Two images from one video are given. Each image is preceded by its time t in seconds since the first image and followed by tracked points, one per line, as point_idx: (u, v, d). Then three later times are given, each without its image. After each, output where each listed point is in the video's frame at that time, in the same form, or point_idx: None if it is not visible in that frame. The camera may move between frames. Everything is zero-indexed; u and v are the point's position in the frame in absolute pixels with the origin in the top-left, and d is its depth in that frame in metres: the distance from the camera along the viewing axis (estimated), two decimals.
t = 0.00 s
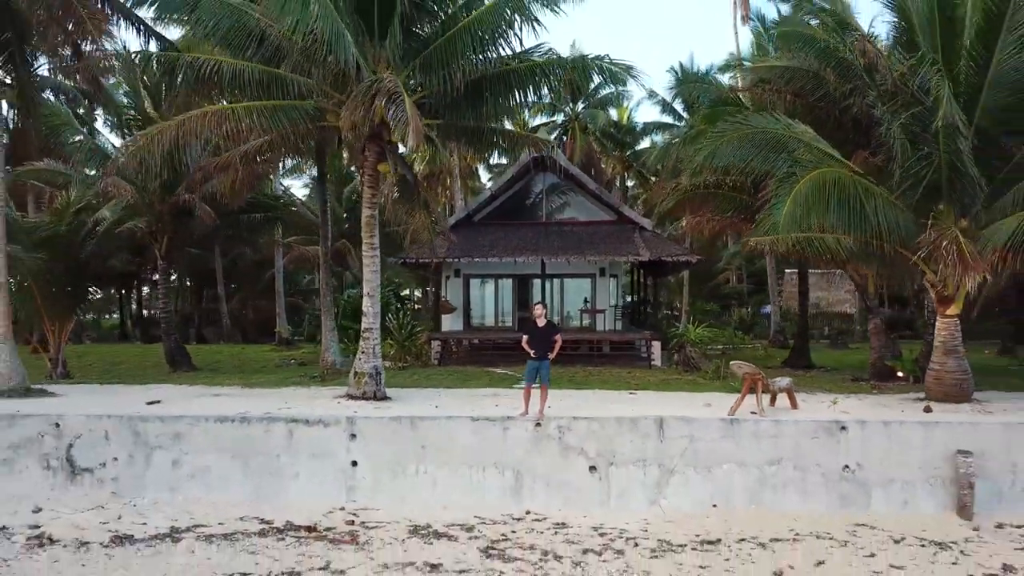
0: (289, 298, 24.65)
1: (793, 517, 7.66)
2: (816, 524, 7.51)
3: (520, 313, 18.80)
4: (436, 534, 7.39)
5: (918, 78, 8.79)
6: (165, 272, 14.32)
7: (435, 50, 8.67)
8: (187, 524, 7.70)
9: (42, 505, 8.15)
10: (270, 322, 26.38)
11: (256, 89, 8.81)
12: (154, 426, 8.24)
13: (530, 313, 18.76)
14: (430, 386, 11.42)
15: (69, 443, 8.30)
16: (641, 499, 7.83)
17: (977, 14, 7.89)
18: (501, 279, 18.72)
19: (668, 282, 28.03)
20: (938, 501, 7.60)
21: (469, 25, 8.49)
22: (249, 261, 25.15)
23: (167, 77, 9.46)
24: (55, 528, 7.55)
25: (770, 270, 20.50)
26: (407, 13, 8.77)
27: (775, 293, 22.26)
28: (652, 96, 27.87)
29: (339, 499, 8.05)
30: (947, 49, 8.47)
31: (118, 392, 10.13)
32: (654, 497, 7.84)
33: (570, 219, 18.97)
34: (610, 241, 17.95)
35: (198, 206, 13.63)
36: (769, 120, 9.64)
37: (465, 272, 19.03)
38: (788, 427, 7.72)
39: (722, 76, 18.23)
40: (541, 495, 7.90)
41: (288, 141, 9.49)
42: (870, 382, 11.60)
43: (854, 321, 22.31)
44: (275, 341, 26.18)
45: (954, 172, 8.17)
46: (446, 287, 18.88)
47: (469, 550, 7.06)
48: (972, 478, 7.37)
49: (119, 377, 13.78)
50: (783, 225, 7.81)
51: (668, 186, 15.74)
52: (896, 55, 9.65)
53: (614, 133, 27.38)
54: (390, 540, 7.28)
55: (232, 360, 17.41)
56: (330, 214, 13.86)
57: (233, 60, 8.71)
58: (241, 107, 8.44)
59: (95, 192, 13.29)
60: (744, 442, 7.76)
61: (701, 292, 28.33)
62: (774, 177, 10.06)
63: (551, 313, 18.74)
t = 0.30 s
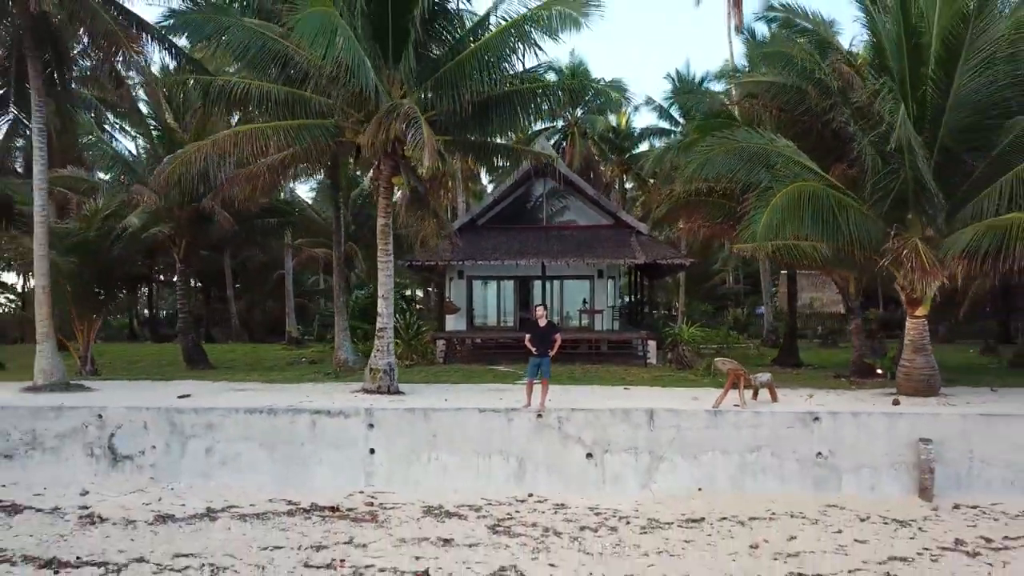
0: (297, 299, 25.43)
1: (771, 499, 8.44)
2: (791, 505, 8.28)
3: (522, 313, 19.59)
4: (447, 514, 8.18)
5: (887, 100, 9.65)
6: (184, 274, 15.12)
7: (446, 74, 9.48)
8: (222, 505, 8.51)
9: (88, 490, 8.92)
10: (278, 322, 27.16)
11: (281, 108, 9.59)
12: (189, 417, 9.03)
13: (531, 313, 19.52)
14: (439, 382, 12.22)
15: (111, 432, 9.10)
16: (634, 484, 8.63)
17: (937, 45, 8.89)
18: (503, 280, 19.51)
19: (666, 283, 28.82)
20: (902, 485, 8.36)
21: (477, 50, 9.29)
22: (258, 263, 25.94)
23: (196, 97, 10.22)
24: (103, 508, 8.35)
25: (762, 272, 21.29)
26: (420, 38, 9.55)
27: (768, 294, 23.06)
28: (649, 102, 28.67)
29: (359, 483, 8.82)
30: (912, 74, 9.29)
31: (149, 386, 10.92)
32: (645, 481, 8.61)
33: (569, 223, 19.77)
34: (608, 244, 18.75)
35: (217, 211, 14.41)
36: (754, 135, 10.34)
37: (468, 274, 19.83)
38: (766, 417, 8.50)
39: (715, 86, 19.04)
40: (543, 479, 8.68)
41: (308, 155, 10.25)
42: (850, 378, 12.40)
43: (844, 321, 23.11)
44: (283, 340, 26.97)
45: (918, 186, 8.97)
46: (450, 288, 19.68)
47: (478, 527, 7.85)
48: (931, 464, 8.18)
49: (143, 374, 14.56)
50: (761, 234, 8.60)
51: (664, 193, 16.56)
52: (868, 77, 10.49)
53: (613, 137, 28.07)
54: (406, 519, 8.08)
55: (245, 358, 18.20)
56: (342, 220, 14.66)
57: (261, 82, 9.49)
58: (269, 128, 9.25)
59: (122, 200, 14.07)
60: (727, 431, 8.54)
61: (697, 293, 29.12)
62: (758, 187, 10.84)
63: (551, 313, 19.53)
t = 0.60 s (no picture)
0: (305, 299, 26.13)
1: (754, 484, 9.16)
2: (772, 490, 9.01)
3: (523, 314, 20.33)
4: (457, 498, 8.91)
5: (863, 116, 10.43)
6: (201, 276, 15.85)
7: (454, 91, 10.23)
8: (249, 490, 9.25)
9: (124, 476, 9.65)
10: (285, 321, 27.89)
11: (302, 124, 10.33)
12: (217, 410, 9.75)
13: (532, 314, 20.24)
14: (446, 378, 12.95)
15: (145, 423, 9.83)
16: (629, 471, 9.34)
17: (907, 67, 9.71)
18: (504, 281, 20.23)
19: (664, 284, 29.55)
20: (875, 471, 9.09)
21: (483, 70, 10.05)
22: (266, 264, 26.65)
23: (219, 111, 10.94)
24: (141, 493, 9.09)
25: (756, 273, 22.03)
26: (430, 58, 10.30)
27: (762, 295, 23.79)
28: (647, 106, 29.35)
29: (374, 470, 9.53)
30: (886, 92, 10.06)
31: (175, 382, 11.66)
32: (639, 468, 9.33)
33: (569, 226, 20.49)
34: (607, 246, 19.48)
35: (234, 216, 15.14)
36: (743, 146, 11.00)
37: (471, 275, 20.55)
38: (749, 409, 9.24)
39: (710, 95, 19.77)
40: (544, 466, 9.40)
41: (325, 166, 10.99)
42: (834, 375, 13.15)
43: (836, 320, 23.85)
44: (290, 339, 27.69)
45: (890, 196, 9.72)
46: (453, 289, 20.41)
47: (485, 509, 8.59)
48: (900, 451, 8.93)
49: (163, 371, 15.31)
50: (744, 240, 9.33)
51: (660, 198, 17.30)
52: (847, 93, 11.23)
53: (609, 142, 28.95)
54: (419, 502, 8.82)
55: (257, 356, 18.94)
56: (352, 225, 15.38)
57: (282, 99, 10.24)
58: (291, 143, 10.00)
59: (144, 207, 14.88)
60: (714, 422, 9.27)
61: (694, 293, 29.84)
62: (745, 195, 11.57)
63: (552, 312, 20.25)
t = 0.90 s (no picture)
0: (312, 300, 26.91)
1: (740, 470, 9.92)
2: (756, 476, 9.77)
3: (524, 313, 21.10)
4: (465, 482, 9.69)
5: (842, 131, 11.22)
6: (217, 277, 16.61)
7: (462, 107, 11.02)
8: (273, 476, 10.02)
9: (157, 463, 10.42)
10: (293, 321, 28.66)
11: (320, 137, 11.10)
12: (242, 402, 10.54)
13: (532, 314, 21.00)
14: (453, 375, 13.72)
15: (175, 415, 10.61)
16: (624, 459, 10.10)
17: (880, 85, 10.53)
18: (506, 282, 20.99)
19: (661, 284, 30.31)
20: (851, 459, 9.85)
21: (489, 87, 10.83)
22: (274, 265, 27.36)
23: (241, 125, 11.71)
24: (174, 478, 9.86)
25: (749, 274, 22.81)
26: (440, 76, 11.09)
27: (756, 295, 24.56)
28: (645, 111, 30.05)
29: (387, 458, 10.30)
30: (862, 108, 10.85)
31: (198, 377, 12.42)
32: (633, 456, 10.09)
33: (569, 228, 21.24)
34: (605, 249, 20.23)
35: (249, 221, 15.91)
36: (730, 157, 11.76)
37: (474, 275, 21.32)
38: (734, 401, 10.03)
39: (705, 104, 20.55)
40: (545, 455, 10.17)
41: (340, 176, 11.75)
42: (819, 371, 13.93)
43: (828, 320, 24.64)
44: (296, 337, 28.41)
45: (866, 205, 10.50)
46: (457, 289, 21.19)
47: (491, 492, 9.37)
48: (873, 441, 9.71)
49: (182, 369, 16.07)
50: (729, 246, 10.11)
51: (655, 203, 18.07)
52: (828, 107, 12.01)
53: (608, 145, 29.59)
54: (431, 486, 9.59)
55: (268, 354, 19.69)
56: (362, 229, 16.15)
57: (302, 114, 11.01)
58: (308, 156, 10.78)
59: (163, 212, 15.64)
60: (702, 414, 10.05)
61: (691, 293, 30.61)
62: (733, 203, 12.34)
63: (552, 312, 21.02)
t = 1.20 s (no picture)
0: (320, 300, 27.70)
1: (726, 459, 10.71)
2: (741, 464, 10.57)
3: (525, 314, 21.90)
4: (472, 470, 10.48)
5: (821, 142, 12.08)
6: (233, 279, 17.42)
7: (469, 122, 11.84)
8: (294, 464, 10.81)
9: (187, 453, 11.20)
10: (300, 321, 29.44)
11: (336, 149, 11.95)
12: (264, 396, 11.33)
13: (533, 314, 21.80)
14: (459, 371, 14.52)
15: (201, 408, 11.40)
16: (619, 449, 10.88)
17: (855, 101, 11.42)
18: (508, 284, 21.79)
19: (659, 285, 31.11)
20: (830, 448, 10.64)
21: (494, 103, 11.63)
22: (282, 266, 28.14)
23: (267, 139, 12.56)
24: (203, 466, 10.67)
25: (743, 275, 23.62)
26: (448, 93, 11.91)
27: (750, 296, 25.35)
28: (643, 116, 30.84)
29: (399, 448, 11.09)
30: (840, 123, 11.67)
31: (220, 373, 13.22)
32: (628, 446, 10.87)
33: (568, 231, 22.03)
34: (603, 251, 21.03)
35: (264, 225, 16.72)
36: (719, 167, 12.54)
37: (477, 277, 22.13)
38: (721, 395, 10.83)
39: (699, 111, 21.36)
40: (546, 444, 10.98)
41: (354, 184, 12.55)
42: (805, 368, 14.75)
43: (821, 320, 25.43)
44: (304, 337, 29.21)
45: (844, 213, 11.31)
46: (460, 290, 22.01)
47: (497, 478, 10.16)
48: (849, 431, 10.50)
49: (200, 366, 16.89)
50: (717, 251, 10.90)
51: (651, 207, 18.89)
52: (811, 120, 12.82)
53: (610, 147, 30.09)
54: (441, 473, 10.39)
55: (280, 353, 20.50)
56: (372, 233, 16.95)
57: (319, 128, 11.85)
58: (325, 168, 11.61)
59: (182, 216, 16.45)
60: (692, 406, 10.84)
61: (688, 293, 31.43)
62: (722, 209, 13.13)
63: (553, 312, 21.82)
